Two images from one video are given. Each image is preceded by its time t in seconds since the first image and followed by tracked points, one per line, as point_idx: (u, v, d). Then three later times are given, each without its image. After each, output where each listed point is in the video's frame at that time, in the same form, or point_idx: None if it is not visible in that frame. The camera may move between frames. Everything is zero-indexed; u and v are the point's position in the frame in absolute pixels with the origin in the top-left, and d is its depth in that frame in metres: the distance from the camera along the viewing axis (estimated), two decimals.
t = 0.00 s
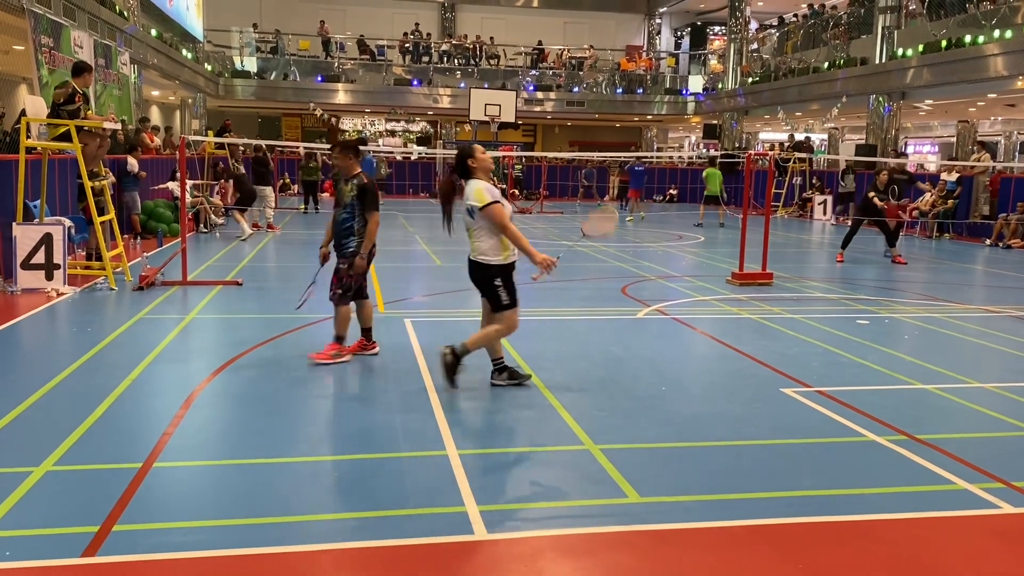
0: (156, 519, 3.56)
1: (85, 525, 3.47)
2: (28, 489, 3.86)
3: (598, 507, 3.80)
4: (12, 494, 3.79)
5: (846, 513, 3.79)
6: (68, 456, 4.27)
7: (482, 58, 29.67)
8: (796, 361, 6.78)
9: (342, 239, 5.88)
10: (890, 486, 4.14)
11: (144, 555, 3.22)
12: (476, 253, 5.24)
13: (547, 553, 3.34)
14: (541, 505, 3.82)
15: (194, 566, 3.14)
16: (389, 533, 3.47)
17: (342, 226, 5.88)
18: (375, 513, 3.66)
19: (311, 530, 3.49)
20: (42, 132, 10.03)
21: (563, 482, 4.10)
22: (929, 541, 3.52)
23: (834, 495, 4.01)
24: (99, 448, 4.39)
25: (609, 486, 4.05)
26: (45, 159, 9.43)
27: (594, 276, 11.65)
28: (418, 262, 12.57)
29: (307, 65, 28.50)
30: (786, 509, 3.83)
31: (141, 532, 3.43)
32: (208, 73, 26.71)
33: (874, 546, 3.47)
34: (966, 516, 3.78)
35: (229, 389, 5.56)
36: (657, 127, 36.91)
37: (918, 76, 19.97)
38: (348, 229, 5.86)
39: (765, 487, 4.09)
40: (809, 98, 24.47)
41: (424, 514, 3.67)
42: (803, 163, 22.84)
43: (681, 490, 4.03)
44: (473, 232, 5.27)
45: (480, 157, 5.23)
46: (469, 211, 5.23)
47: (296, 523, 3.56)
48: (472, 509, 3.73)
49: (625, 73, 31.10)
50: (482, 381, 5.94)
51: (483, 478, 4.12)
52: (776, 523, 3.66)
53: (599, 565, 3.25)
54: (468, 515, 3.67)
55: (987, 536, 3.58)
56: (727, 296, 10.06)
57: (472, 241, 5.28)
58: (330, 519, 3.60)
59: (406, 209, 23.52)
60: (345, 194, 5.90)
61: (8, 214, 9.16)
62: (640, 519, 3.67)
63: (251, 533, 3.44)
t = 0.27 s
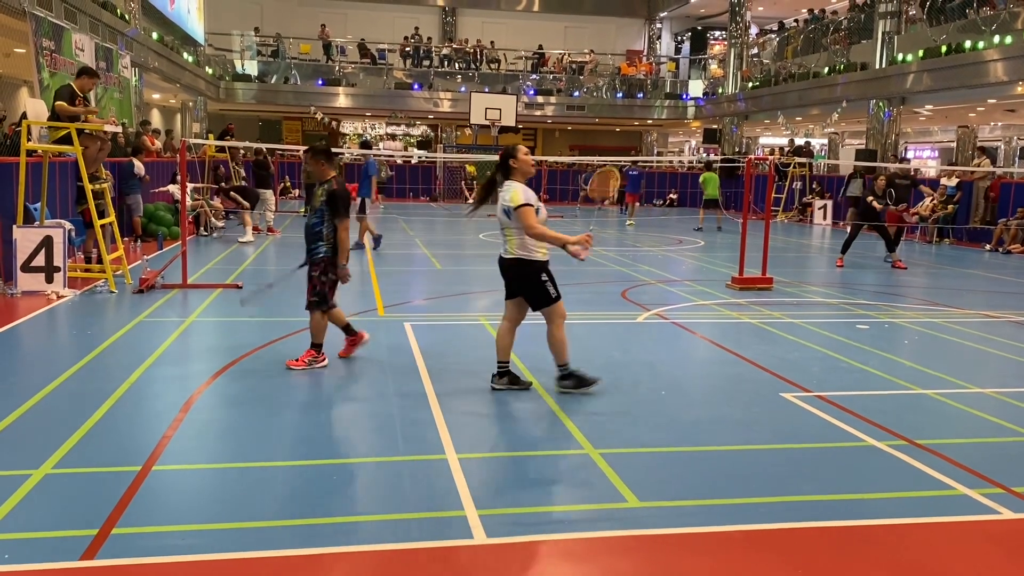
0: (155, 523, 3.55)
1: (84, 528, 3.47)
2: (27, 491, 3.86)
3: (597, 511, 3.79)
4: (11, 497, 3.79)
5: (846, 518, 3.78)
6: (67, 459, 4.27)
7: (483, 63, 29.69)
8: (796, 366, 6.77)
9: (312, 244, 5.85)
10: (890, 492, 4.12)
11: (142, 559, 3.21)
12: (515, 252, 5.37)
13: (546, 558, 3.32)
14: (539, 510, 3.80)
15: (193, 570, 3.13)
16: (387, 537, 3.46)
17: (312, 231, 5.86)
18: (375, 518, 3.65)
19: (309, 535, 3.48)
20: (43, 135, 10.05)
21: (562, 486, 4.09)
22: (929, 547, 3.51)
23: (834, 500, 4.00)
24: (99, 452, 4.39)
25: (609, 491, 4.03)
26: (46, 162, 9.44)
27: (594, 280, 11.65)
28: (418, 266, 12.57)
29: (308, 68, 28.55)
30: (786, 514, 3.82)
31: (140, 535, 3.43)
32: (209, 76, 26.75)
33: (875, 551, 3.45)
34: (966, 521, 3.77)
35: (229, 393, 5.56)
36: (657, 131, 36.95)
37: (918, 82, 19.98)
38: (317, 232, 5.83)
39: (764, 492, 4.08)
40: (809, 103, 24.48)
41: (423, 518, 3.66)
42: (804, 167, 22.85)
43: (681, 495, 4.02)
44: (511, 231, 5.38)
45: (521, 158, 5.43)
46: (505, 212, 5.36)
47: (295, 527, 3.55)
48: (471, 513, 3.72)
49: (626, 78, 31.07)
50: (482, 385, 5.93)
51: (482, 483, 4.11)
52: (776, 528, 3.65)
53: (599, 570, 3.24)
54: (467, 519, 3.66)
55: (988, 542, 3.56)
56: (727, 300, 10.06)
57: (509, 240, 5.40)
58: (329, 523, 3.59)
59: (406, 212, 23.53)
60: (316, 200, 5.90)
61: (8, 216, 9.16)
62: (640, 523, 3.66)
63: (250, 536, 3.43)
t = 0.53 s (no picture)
0: (156, 524, 3.55)
1: (86, 529, 3.47)
2: (30, 492, 3.86)
3: (598, 515, 3.78)
4: (14, 497, 3.79)
5: (848, 523, 3.77)
6: (69, 459, 4.28)
7: (486, 66, 29.71)
8: (798, 370, 6.76)
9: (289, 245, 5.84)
10: (892, 497, 4.11)
11: (143, 560, 3.21)
12: (561, 255, 5.44)
13: (548, 562, 3.31)
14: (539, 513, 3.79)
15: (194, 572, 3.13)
16: (388, 539, 3.46)
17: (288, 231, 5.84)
18: (375, 520, 3.65)
19: (311, 536, 3.48)
20: (46, 136, 10.07)
21: (565, 489, 4.08)
22: (932, 552, 3.49)
23: (837, 504, 3.99)
24: (101, 453, 4.39)
25: (610, 494, 4.03)
26: (50, 163, 9.45)
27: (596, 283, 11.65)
28: (420, 268, 12.57)
29: (312, 70, 28.60)
30: (788, 518, 3.81)
31: (141, 536, 3.43)
32: (213, 78, 26.80)
33: (877, 556, 3.44)
34: (969, 526, 3.76)
35: (231, 394, 5.56)
36: (660, 134, 36.97)
37: (922, 86, 19.97)
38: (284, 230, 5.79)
39: (766, 497, 4.06)
40: (813, 106, 24.47)
41: (425, 520, 3.66)
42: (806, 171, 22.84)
43: (683, 499, 4.01)
44: (556, 235, 5.46)
45: (566, 163, 5.51)
46: (551, 216, 5.44)
47: (296, 528, 3.55)
48: (473, 516, 3.72)
49: (629, 81, 31.16)
50: (484, 388, 5.93)
51: (484, 485, 4.10)
52: (778, 532, 3.64)
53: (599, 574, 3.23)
54: (468, 522, 3.66)
55: (991, 548, 3.55)
56: (729, 303, 10.04)
57: (554, 244, 5.47)
58: (329, 525, 3.58)
59: (408, 215, 23.55)
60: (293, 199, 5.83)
61: (12, 217, 9.18)
62: (641, 527, 3.65)
63: (251, 538, 3.43)
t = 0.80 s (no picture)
0: (157, 523, 3.54)
1: (87, 528, 3.46)
2: (32, 490, 3.86)
3: (601, 517, 3.76)
4: (16, 496, 3.80)
5: (851, 527, 3.75)
6: (71, 459, 4.28)
7: (490, 67, 29.71)
8: (802, 373, 6.74)
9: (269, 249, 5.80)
10: (896, 500, 4.09)
11: (144, 559, 3.20)
12: (601, 254, 5.58)
13: (550, 563, 3.30)
14: (542, 514, 3.78)
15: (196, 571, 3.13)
16: (390, 540, 3.45)
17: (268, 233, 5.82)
18: (378, 520, 3.64)
19: (312, 536, 3.47)
20: (51, 136, 10.09)
21: (566, 492, 4.07)
22: (935, 557, 3.47)
23: (840, 507, 3.97)
24: (103, 452, 4.38)
25: (613, 496, 4.01)
26: (54, 163, 9.47)
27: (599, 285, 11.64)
28: (423, 269, 12.55)
29: (316, 71, 28.61)
30: (791, 521, 3.79)
31: (142, 535, 3.42)
32: (217, 78, 26.84)
33: (880, 560, 3.42)
34: (973, 531, 3.74)
35: (234, 394, 5.56)
36: (664, 137, 36.94)
37: (927, 89, 19.92)
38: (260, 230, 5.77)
39: (770, 500, 4.05)
40: (817, 109, 24.42)
41: (426, 521, 3.65)
42: (811, 174, 22.80)
43: (685, 501, 4.00)
44: (596, 234, 5.60)
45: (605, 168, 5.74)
46: (595, 216, 5.60)
47: (297, 529, 3.53)
48: (475, 517, 3.71)
49: (633, 83, 31.13)
50: (486, 389, 5.92)
51: (486, 487, 4.09)
52: (782, 535, 3.62)
53: None
54: (470, 523, 3.65)
55: (994, 552, 3.52)
56: (732, 306, 10.02)
57: (591, 243, 5.61)
58: (329, 525, 3.58)
59: (411, 216, 23.56)
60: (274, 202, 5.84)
61: (16, 216, 9.19)
62: (643, 529, 3.64)
63: (252, 538, 3.42)
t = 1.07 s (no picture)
0: (156, 525, 3.54)
1: (87, 529, 3.46)
2: (32, 491, 3.86)
3: (601, 521, 3.76)
4: (15, 496, 3.79)
5: (851, 531, 3.75)
6: (71, 459, 4.28)
7: (492, 70, 29.76)
8: (802, 378, 6.73)
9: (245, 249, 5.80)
10: (896, 506, 4.08)
11: (143, 560, 3.20)
12: (620, 257, 5.72)
13: (549, 567, 3.29)
14: (542, 518, 3.77)
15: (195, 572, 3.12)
16: (390, 542, 3.45)
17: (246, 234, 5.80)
18: (378, 523, 3.64)
19: (311, 538, 3.47)
20: (52, 137, 10.10)
21: (565, 495, 4.06)
22: (935, 562, 3.47)
23: (840, 513, 3.97)
24: (103, 453, 4.38)
25: (613, 500, 4.01)
26: (56, 163, 9.47)
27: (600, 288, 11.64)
28: (424, 272, 12.55)
29: (318, 74, 28.66)
30: (791, 525, 3.79)
31: (142, 536, 3.42)
32: (219, 80, 26.88)
33: (880, 566, 3.41)
34: (973, 536, 3.73)
35: (234, 395, 5.56)
36: (665, 141, 36.98)
37: (928, 95, 19.93)
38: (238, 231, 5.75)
39: (770, 504, 4.04)
40: (819, 114, 24.44)
41: (425, 524, 3.64)
42: (812, 179, 22.81)
43: (685, 505, 3.99)
44: (615, 237, 5.71)
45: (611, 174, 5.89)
46: (617, 221, 5.72)
47: (296, 530, 3.53)
48: (475, 520, 3.70)
49: (635, 87, 31.18)
50: (487, 392, 5.92)
51: (486, 490, 4.08)
52: (782, 540, 3.62)
53: None
54: (470, 526, 3.64)
55: (995, 558, 3.52)
56: (733, 310, 10.02)
57: (611, 247, 5.70)
58: (328, 527, 3.58)
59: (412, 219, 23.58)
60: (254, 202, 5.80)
61: (17, 217, 9.20)
62: (644, 533, 3.63)
63: (252, 539, 3.42)
